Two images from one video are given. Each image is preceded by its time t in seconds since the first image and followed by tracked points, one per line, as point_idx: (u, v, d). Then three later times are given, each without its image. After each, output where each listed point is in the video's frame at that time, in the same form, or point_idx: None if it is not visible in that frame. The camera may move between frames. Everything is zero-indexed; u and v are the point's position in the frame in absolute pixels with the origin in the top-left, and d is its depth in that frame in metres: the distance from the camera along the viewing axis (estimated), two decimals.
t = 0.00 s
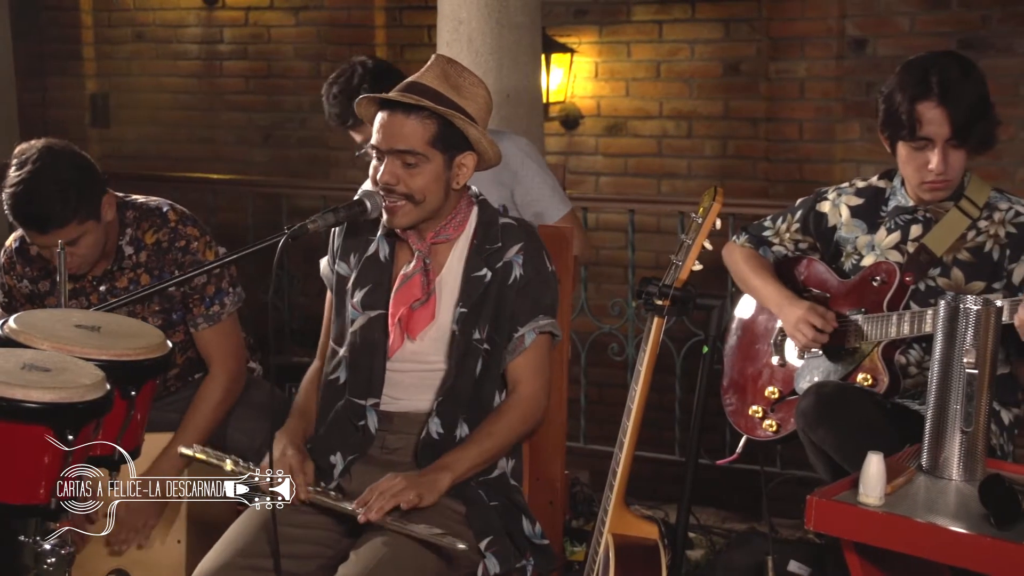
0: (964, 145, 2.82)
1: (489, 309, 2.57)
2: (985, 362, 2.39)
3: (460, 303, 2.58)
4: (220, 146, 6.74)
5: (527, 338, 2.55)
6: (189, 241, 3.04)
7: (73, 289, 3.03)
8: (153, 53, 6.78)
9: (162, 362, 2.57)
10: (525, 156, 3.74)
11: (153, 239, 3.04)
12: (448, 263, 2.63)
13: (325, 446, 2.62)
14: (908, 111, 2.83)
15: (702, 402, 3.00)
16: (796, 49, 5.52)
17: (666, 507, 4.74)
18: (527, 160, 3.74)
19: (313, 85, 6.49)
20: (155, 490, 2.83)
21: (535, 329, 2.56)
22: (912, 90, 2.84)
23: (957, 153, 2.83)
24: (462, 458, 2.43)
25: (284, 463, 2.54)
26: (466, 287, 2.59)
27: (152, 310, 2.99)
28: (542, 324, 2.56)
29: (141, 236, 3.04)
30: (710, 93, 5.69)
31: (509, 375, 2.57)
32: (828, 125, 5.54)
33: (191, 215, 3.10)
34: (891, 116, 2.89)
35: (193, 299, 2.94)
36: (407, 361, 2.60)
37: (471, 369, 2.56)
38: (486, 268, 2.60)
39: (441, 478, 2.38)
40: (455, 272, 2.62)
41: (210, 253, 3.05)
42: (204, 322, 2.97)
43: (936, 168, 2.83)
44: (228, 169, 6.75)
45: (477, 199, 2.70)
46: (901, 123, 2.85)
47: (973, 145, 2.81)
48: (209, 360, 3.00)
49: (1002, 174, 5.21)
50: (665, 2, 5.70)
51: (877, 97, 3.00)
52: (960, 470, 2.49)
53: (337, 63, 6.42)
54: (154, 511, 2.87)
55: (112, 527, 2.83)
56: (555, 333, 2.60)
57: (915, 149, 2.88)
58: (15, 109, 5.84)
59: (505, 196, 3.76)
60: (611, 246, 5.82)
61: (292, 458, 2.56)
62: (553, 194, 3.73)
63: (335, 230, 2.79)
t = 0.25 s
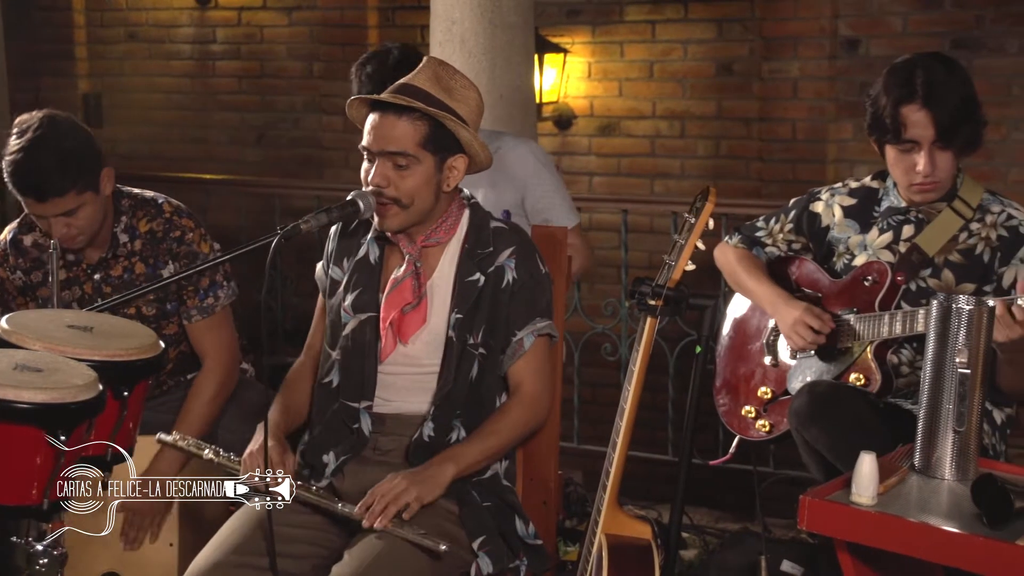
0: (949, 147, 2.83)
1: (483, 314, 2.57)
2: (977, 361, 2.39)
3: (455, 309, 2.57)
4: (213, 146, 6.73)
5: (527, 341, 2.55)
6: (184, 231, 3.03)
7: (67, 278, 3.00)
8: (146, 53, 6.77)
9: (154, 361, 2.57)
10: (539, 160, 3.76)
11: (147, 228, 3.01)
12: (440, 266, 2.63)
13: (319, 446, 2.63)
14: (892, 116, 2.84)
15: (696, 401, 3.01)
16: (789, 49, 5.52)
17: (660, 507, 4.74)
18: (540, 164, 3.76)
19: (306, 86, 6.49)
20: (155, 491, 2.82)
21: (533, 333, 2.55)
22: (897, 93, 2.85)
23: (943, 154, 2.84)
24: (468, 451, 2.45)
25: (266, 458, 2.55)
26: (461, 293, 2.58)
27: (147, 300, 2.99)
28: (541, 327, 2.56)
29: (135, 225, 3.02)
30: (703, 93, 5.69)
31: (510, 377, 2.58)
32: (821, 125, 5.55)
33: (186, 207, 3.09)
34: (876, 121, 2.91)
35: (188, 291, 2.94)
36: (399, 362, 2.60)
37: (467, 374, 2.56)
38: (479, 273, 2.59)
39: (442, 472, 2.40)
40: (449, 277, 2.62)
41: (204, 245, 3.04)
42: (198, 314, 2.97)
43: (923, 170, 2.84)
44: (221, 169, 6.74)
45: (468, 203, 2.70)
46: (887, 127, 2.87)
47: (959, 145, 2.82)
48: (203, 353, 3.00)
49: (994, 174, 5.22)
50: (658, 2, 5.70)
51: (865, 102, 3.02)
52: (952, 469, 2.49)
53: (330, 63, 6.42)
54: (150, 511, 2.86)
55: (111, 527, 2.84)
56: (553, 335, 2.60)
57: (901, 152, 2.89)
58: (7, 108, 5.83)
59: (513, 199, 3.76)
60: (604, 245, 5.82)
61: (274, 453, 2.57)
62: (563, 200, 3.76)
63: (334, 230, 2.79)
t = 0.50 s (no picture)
0: (941, 146, 2.84)
1: (475, 309, 2.57)
2: (969, 361, 2.40)
3: (448, 305, 2.57)
4: (206, 146, 6.73)
5: (517, 335, 2.55)
6: (178, 234, 3.03)
7: (59, 282, 3.00)
8: (138, 53, 6.77)
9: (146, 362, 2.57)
10: (549, 168, 3.70)
11: (141, 233, 3.01)
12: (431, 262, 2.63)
13: (312, 446, 2.62)
14: (883, 115, 2.85)
15: (688, 401, 3.01)
16: (782, 49, 5.53)
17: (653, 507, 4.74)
18: (550, 172, 3.70)
19: (298, 85, 6.48)
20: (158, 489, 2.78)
21: (523, 327, 2.55)
22: (888, 93, 2.86)
23: (935, 154, 2.85)
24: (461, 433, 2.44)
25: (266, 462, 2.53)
26: (452, 288, 2.59)
27: (140, 304, 2.99)
28: (531, 321, 2.56)
29: (129, 229, 3.01)
30: (695, 93, 5.69)
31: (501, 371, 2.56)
32: (813, 125, 5.55)
33: (179, 211, 3.09)
34: (867, 120, 2.91)
35: (182, 294, 2.94)
36: (390, 361, 2.60)
37: (459, 369, 2.56)
38: (470, 268, 2.60)
39: (432, 451, 2.37)
40: (440, 273, 2.62)
41: (199, 248, 3.04)
42: (192, 317, 2.97)
43: (916, 170, 2.84)
44: (213, 169, 6.74)
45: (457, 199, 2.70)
46: (878, 127, 2.87)
47: (949, 145, 2.83)
48: (197, 357, 2.99)
49: (986, 174, 5.23)
50: (651, 2, 5.70)
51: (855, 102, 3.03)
52: (944, 468, 2.50)
53: (323, 63, 6.41)
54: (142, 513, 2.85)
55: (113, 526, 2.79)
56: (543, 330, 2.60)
57: (893, 152, 2.90)
58: None
59: (520, 206, 3.69)
60: (597, 245, 5.82)
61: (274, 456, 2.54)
62: (571, 212, 3.72)
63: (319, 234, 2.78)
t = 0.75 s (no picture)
0: (935, 146, 2.84)
1: (466, 322, 2.57)
2: (961, 360, 2.41)
3: (437, 317, 2.57)
4: (198, 146, 6.72)
5: (472, 350, 2.55)
6: (170, 230, 3.02)
7: (52, 277, 3.00)
8: (130, 53, 6.76)
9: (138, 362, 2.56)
10: (558, 174, 3.72)
11: (132, 227, 3.00)
12: (422, 270, 2.63)
13: (307, 448, 2.61)
14: (879, 113, 2.86)
15: (681, 401, 3.01)
16: (774, 49, 5.53)
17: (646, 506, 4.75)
18: (559, 178, 3.72)
19: (291, 86, 6.47)
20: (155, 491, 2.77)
21: (481, 344, 2.55)
22: (884, 91, 2.87)
23: (929, 154, 2.85)
24: (413, 462, 2.39)
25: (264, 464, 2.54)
26: (443, 300, 2.59)
27: (131, 300, 2.99)
28: (490, 340, 2.55)
29: (120, 224, 3.01)
30: (688, 93, 5.70)
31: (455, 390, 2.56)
32: (806, 125, 5.56)
33: (171, 208, 3.07)
34: (862, 118, 2.92)
35: (173, 291, 2.94)
36: (383, 366, 2.61)
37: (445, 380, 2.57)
38: (463, 283, 2.60)
39: (386, 486, 2.32)
40: (433, 283, 2.62)
41: (191, 245, 3.03)
42: (181, 314, 2.96)
43: (910, 169, 2.85)
44: (206, 169, 6.73)
45: (452, 210, 2.70)
46: (873, 125, 2.88)
47: (945, 145, 2.83)
48: (182, 354, 2.99)
49: (978, 175, 5.24)
50: (643, 2, 5.70)
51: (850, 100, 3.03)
52: (936, 468, 2.51)
53: (315, 63, 6.40)
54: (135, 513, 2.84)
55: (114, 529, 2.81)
56: (507, 351, 2.59)
57: (888, 150, 2.90)
58: None
59: (526, 210, 3.71)
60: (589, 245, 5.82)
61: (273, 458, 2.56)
62: (577, 220, 3.71)
63: (311, 236, 2.77)
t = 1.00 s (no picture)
0: (918, 152, 2.87)
1: (454, 327, 2.56)
2: (955, 360, 2.42)
3: (427, 320, 2.57)
4: (193, 146, 6.72)
5: (453, 351, 2.54)
6: (160, 234, 3.01)
7: (43, 281, 2.99)
8: (124, 53, 6.75)
9: (132, 362, 2.56)
10: (564, 175, 3.72)
11: (123, 232, 3.01)
12: (417, 273, 2.62)
13: (301, 449, 2.62)
14: (859, 122, 2.89)
15: (674, 401, 3.01)
16: (768, 49, 5.54)
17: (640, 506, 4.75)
18: (565, 180, 3.72)
19: (285, 85, 6.47)
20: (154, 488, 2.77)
21: (462, 346, 2.54)
22: (866, 98, 2.90)
23: (912, 160, 2.88)
24: (382, 476, 2.37)
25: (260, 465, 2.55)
26: (436, 304, 2.59)
27: (123, 304, 2.98)
28: (472, 342, 2.55)
29: (111, 229, 3.00)
30: (682, 93, 5.70)
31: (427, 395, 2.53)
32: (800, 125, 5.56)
33: (162, 211, 3.07)
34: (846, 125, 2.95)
35: (164, 293, 2.93)
36: (377, 370, 2.60)
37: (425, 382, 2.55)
38: (456, 288, 2.60)
39: (359, 502, 2.30)
40: (427, 288, 2.61)
41: (182, 247, 3.02)
42: (175, 316, 2.96)
43: (892, 173, 2.88)
44: (200, 169, 6.73)
45: (449, 216, 2.70)
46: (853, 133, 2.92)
47: (926, 151, 2.86)
48: (177, 354, 2.99)
49: (972, 174, 5.24)
50: (638, 2, 5.70)
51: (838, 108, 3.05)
52: (930, 467, 2.51)
53: (309, 63, 6.40)
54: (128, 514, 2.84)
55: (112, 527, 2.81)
56: (488, 356, 2.58)
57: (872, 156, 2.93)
58: None
59: (533, 212, 3.71)
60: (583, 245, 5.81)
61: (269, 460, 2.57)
62: (583, 222, 3.73)
63: (307, 239, 2.77)
